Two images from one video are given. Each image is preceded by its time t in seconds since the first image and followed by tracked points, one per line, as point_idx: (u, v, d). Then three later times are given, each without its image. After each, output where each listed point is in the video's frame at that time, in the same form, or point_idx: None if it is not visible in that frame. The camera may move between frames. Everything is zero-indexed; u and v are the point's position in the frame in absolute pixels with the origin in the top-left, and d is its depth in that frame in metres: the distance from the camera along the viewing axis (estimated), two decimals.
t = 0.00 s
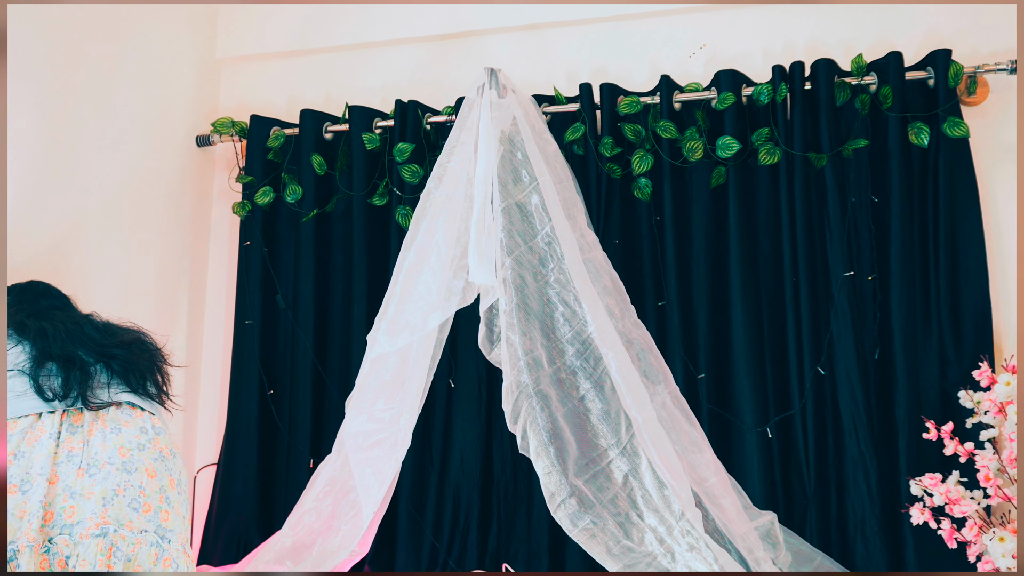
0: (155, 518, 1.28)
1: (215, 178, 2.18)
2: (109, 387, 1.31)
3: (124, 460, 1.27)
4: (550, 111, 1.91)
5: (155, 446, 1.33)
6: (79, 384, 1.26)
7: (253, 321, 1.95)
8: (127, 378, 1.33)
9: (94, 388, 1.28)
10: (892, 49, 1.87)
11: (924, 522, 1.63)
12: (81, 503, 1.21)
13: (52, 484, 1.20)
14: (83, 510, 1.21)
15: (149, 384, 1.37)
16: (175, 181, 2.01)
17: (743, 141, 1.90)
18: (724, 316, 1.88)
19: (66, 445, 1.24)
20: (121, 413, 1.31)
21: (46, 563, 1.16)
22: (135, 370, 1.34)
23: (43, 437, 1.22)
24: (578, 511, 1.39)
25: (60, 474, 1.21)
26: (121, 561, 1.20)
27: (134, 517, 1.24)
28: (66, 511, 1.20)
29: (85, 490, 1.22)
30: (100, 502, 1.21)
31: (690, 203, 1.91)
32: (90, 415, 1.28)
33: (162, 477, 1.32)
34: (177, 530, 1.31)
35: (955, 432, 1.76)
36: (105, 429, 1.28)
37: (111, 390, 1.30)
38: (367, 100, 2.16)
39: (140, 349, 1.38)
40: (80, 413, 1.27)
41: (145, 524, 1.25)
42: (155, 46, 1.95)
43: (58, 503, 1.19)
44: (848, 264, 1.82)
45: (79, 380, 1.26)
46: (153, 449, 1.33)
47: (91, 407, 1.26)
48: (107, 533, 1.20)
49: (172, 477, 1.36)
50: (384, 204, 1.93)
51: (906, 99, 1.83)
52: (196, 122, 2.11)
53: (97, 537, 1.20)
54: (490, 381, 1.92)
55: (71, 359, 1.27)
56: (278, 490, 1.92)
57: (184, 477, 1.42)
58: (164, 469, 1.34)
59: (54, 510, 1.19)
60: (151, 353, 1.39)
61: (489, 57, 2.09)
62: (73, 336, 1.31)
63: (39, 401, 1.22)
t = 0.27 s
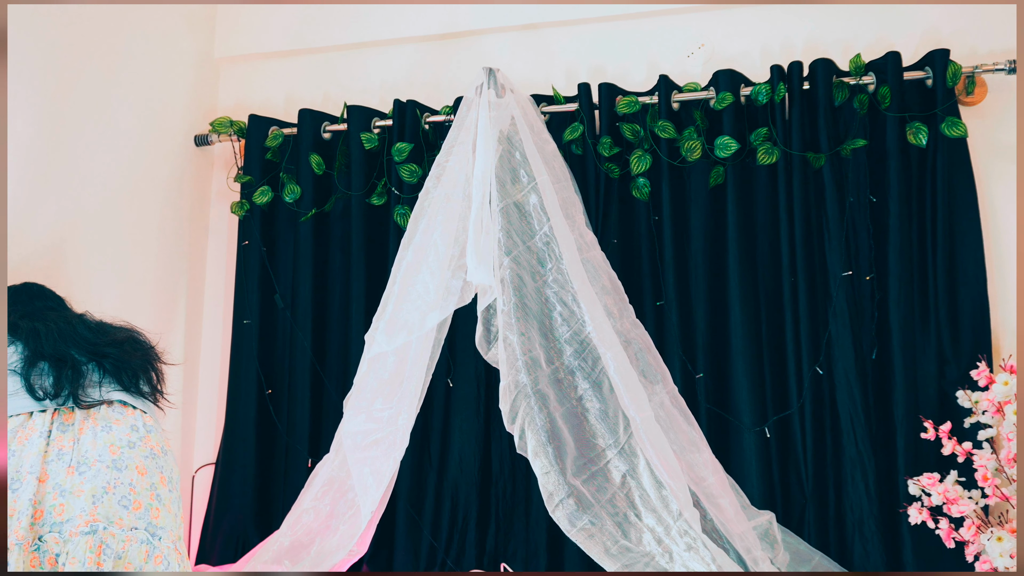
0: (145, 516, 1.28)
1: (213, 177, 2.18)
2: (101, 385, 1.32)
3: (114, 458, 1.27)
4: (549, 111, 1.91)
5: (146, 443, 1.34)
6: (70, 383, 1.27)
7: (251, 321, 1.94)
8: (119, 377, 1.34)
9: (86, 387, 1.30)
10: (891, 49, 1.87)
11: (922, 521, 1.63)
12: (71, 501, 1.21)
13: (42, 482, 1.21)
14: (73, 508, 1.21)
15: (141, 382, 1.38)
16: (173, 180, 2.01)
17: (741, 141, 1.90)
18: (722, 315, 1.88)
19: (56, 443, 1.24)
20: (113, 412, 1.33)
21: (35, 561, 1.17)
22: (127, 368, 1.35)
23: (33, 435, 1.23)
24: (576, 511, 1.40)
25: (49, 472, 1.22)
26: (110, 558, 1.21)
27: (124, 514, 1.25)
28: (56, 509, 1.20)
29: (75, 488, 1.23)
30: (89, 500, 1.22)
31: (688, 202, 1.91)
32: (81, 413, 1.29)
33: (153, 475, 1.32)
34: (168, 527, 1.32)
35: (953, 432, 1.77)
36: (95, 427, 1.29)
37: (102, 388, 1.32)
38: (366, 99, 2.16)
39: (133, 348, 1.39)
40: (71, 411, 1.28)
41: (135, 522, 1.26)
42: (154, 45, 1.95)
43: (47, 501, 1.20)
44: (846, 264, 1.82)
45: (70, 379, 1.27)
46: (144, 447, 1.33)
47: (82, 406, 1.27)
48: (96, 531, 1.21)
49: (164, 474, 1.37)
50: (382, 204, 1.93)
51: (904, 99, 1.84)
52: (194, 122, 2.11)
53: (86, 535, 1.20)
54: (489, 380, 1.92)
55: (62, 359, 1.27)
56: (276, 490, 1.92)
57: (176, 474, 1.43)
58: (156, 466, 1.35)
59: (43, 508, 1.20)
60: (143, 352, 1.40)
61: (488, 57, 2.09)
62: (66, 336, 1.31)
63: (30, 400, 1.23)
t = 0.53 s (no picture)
0: (138, 514, 1.28)
1: (211, 177, 2.17)
2: (95, 385, 1.32)
3: (106, 456, 1.28)
4: (547, 111, 1.91)
5: (139, 442, 1.35)
6: (64, 382, 1.27)
7: (249, 320, 1.94)
8: (114, 376, 1.34)
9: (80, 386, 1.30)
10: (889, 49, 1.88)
11: (920, 521, 1.63)
12: (62, 499, 1.22)
13: (34, 481, 1.22)
14: (64, 506, 1.22)
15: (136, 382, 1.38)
16: (172, 179, 2.01)
17: (740, 141, 1.90)
18: (720, 316, 1.88)
19: (49, 442, 1.25)
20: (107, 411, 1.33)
21: (28, 559, 1.17)
22: (122, 368, 1.35)
23: (26, 434, 1.24)
24: (574, 511, 1.40)
25: (42, 471, 1.23)
26: (102, 557, 1.21)
27: (116, 512, 1.26)
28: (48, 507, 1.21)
29: (67, 487, 1.23)
30: (81, 499, 1.23)
31: (686, 203, 1.90)
32: (74, 412, 1.30)
33: (145, 474, 1.33)
34: (161, 525, 1.32)
35: (951, 431, 1.77)
36: (88, 426, 1.30)
37: (97, 387, 1.32)
38: (364, 99, 2.16)
39: (128, 348, 1.38)
40: (65, 410, 1.29)
41: (127, 520, 1.26)
42: (152, 44, 1.94)
43: (39, 500, 1.21)
44: (844, 264, 1.82)
45: (64, 377, 1.27)
46: (137, 445, 1.34)
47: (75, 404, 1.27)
48: (88, 529, 1.22)
49: (158, 473, 1.37)
50: (381, 203, 1.93)
51: (902, 100, 1.84)
52: (192, 121, 2.10)
53: (77, 533, 1.21)
54: (486, 380, 1.92)
55: (57, 358, 1.28)
56: (274, 489, 1.92)
57: (171, 474, 1.43)
58: (149, 465, 1.35)
59: (35, 507, 1.21)
60: (138, 352, 1.40)
61: (486, 56, 2.09)
62: (63, 336, 1.32)
63: (24, 399, 1.24)
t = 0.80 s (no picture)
0: (138, 514, 1.29)
1: (212, 177, 2.17)
2: (95, 385, 1.32)
3: (107, 456, 1.28)
4: (547, 111, 1.91)
5: (139, 441, 1.35)
6: (64, 382, 1.28)
7: (249, 320, 1.94)
8: (113, 376, 1.34)
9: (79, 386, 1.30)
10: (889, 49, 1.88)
11: (921, 521, 1.63)
12: (63, 499, 1.22)
13: (34, 481, 1.22)
14: (65, 506, 1.22)
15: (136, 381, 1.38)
16: (172, 180, 2.01)
17: (740, 141, 1.90)
18: (720, 316, 1.88)
19: (49, 443, 1.26)
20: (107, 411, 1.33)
21: (28, 559, 1.18)
22: (122, 367, 1.35)
23: (26, 434, 1.24)
24: (575, 511, 1.40)
25: (42, 471, 1.23)
26: (103, 557, 1.22)
27: (116, 512, 1.26)
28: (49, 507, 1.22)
29: (68, 486, 1.24)
30: (82, 499, 1.23)
31: (687, 203, 1.90)
32: (74, 412, 1.30)
33: (146, 473, 1.33)
34: (161, 525, 1.32)
35: (952, 431, 1.77)
36: (89, 426, 1.30)
37: (97, 387, 1.32)
38: (365, 99, 2.16)
39: (128, 346, 1.38)
40: (65, 410, 1.29)
41: (128, 520, 1.27)
42: (153, 45, 1.95)
43: (40, 500, 1.21)
44: (844, 264, 1.82)
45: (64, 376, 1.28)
46: (138, 445, 1.34)
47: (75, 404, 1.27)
48: (89, 529, 1.22)
49: (158, 472, 1.38)
50: (381, 203, 1.93)
51: (903, 100, 1.84)
52: (193, 122, 2.10)
53: (78, 534, 1.21)
54: (487, 380, 1.92)
55: (57, 358, 1.29)
56: (275, 489, 1.92)
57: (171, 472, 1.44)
58: (149, 464, 1.36)
59: (36, 507, 1.21)
60: (139, 350, 1.40)
61: (487, 56, 2.09)
62: (62, 335, 1.32)
63: (24, 399, 1.24)
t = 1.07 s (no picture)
0: (129, 516, 1.32)
1: (206, 178, 2.17)
2: (85, 386, 1.34)
3: (97, 458, 1.30)
4: (542, 111, 1.90)
5: (130, 443, 1.37)
6: (53, 383, 1.29)
7: (244, 321, 1.94)
8: (104, 377, 1.35)
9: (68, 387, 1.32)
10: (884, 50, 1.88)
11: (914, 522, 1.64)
12: (53, 502, 1.25)
13: (24, 484, 1.25)
14: (55, 509, 1.25)
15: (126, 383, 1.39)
16: (166, 180, 2.01)
17: (735, 141, 1.89)
18: (715, 316, 1.88)
19: (39, 445, 1.28)
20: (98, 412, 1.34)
21: (17, 562, 1.20)
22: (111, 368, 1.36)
23: (15, 437, 1.27)
24: (568, 513, 1.41)
25: (32, 474, 1.26)
26: (94, 559, 1.25)
27: (106, 514, 1.29)
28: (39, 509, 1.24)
29: (58, 489, 1.27)
30: (72, 501, 1.26)
31: (681, 204, 1.90)
32: (64, 413, 1.32)
33: (137, 475, 1.35)
34: (152, 527, 1.35)
35: (945, 431, 1.78)
36: (79, 428, 1.32)
37: (86, 388, 1.34)
38: (359, 100, 2.15)
39: (118, 347, 1.40)
40: (54, 411, 1.32)
41: (118, 522, 1.30)
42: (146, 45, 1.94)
43: (30, 502, 1.24)
44: (838, 264, 1.82)
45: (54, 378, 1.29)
46: (128, 446, 1.36)
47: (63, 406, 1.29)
48: (78, 532, 1.25)
49: (149, 474, 1.39)
50: (375, 204, 1.92)
51: (897, 100, 1.84)
52: (187, 122, 2.10)
53: (68, 536, 1.24)
54: (481, 381, 1.91)
55: (45, 359, 1.30)
56: (269, 490, 1.92)
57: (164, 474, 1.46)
58: (141, 466, 1.37)
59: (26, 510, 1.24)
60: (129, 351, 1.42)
61: (482, 57, 2.09)
62: (50, 336, 1.33)
63: (13, 401, 1.26)
